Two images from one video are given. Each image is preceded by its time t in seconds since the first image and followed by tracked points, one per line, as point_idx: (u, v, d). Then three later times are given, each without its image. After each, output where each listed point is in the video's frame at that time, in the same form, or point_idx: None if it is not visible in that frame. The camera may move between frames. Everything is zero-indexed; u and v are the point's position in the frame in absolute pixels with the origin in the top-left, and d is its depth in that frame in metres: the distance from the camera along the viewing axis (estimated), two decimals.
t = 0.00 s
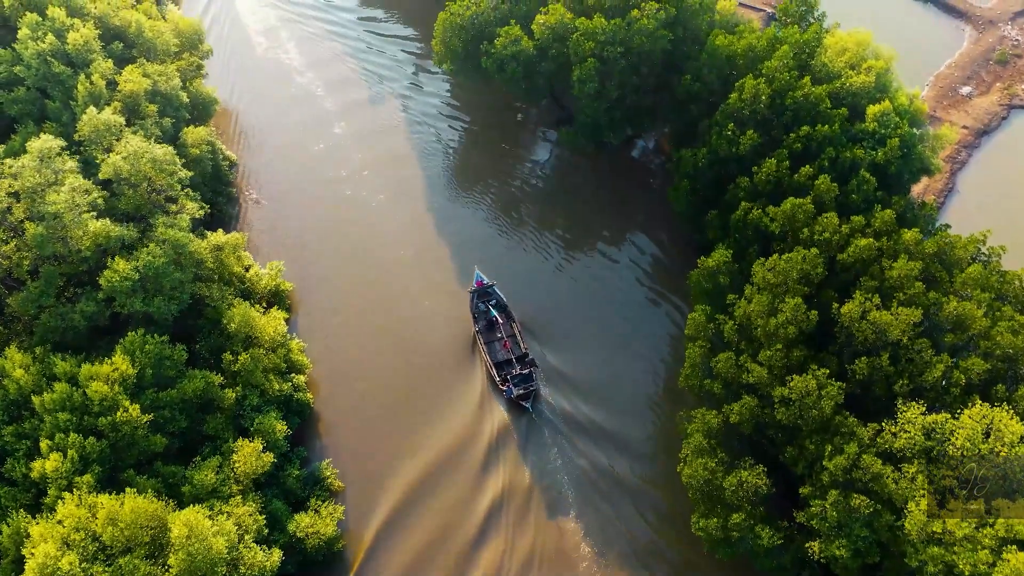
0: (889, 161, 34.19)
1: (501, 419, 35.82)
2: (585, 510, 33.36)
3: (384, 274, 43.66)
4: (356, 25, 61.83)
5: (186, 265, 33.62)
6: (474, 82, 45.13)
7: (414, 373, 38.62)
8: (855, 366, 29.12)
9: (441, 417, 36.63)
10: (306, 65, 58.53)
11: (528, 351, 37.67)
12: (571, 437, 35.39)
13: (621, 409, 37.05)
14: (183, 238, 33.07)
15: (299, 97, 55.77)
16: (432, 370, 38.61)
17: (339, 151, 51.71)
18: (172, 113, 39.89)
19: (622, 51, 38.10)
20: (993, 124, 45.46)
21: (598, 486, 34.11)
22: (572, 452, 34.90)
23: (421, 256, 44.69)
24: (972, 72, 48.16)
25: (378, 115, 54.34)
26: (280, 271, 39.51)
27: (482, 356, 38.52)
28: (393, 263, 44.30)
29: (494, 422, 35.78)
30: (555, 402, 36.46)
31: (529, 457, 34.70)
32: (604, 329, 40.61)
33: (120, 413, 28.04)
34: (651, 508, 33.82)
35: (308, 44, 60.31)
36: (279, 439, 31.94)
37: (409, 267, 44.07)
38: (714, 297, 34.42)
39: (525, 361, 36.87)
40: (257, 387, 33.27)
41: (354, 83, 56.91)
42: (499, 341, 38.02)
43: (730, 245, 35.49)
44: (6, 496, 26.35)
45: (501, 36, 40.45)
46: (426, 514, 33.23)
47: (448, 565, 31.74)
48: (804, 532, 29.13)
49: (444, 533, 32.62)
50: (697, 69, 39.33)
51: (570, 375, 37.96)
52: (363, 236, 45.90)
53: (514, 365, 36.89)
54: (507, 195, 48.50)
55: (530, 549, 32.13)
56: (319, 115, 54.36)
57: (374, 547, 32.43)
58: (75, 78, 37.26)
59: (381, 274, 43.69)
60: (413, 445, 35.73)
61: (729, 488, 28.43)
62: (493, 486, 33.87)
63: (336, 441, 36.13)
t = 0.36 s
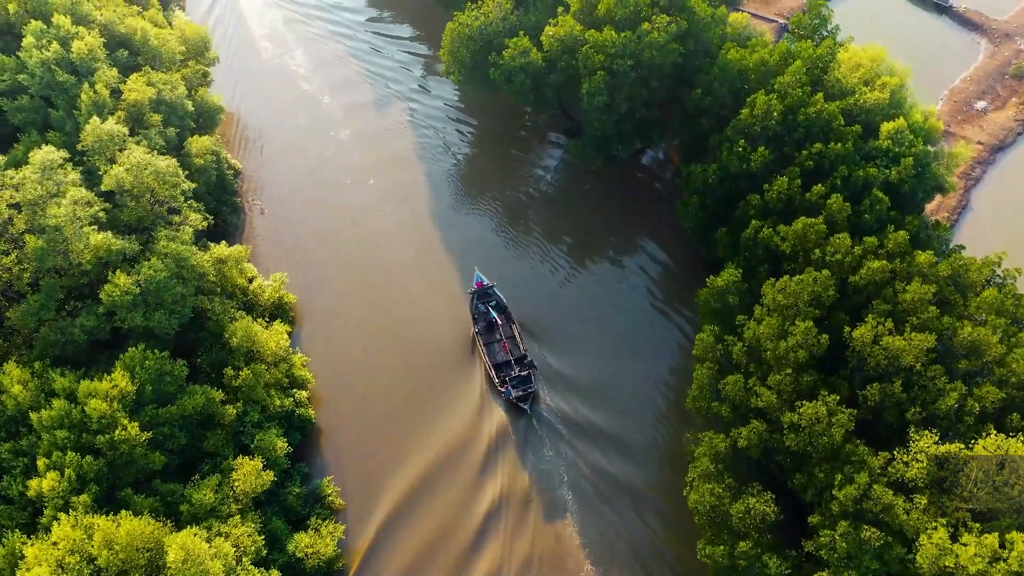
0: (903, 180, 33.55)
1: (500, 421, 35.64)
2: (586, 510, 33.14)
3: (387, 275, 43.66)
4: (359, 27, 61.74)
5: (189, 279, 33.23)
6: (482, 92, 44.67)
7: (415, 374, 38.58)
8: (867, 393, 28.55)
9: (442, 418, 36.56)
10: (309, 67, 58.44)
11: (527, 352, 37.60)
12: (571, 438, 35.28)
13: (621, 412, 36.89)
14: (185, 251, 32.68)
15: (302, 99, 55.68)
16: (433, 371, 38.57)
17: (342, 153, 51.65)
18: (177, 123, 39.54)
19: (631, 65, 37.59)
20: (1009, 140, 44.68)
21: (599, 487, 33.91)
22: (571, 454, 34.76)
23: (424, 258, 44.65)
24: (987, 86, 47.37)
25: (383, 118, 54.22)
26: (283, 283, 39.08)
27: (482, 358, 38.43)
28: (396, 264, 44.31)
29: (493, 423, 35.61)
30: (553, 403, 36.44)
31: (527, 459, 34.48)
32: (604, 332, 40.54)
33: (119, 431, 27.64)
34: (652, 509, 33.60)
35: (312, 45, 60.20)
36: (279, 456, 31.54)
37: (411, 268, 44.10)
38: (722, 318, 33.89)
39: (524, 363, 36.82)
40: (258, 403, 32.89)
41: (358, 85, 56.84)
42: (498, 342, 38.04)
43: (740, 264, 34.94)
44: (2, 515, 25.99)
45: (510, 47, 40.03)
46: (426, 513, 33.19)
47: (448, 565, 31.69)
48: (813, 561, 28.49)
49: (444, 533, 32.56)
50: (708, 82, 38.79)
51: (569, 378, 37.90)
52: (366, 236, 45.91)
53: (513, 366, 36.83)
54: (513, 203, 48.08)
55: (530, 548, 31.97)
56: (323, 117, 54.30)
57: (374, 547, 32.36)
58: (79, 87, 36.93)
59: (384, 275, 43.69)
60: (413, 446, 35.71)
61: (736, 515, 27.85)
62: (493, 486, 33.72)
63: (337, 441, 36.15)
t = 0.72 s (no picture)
0: (918, 200, 32.91)
1: (499, 423, 35.73)
2: (586, 513, 33.36)
3: (389, 275, 43.84)
4: (363, 26, 61.48)
5: (191, 293, 32.86)
6: (489, 102, 44.19)
7: (415, 375, 38.76)
8: (879, 420, 27.98)
9: (442, 419, 36.82)
10: (312, 66, 58.24)
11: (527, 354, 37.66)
12: (570, 441, 35.47)
13: (621, 415, 37.12)
14: (187, 265, 32.29)
15: (305, 97, 55.60)
16: (434, 372, 38.79)
17: (346, 152, 51.66)
18: (182, 132, 39.17)
19: (642, 78, 37.05)
20: None
21: (599, 490, 34.15)
22: (571, 456, 34.95)
23: (427, 258, 44.81)
24: (1003, 100, 46.34)
25: (386, 117, 54.02)
26: (287, 295, 38.69)
27: (482, 359, 38.57)
28: (398, 265, 44.44)
29: (491, 427, 35.71)
30: (552, 405, 36.62)
31: (525, 461, 34.62)
32: (604, 336, 40.69)
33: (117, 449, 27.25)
34: (649, 510, 33.93)
35: (316, 44, 60.00)
36: (279, 474, 31.14)
37: (413, 268, 44.26)
38: (731, 338, 33.34)
39: (524, 364, 36.86)
40: (259, 419, 32.51)
41: (361, 84, 56.64)
42: (498, 344, 38.05)
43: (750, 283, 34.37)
44: None
45: (519, 59, 39.57)
46: (426, 513, 33.56)
47: (447, 565, 32.11)
48: None
49: (444, 533, 32.95)
50: (719, 97, 38.29)
51: (570, 380, 38.08)
52: (369, 236, 46.08)
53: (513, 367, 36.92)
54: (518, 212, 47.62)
55: (530, 548, 32.34)
56: (326, 115, 54.22)
57: (374, 547, 32.73)
58: (84, 96, 36.60)
59: (387, 274, 43.87)
60: (413, 445, 36.01)
61: (744, 543, 27.26)
62: (493, 486, 34.04)
63: (338, 441, 36.41)
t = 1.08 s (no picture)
0: (932, 221, 32.24)
1: (498, 427, 35.68)
2: (587, 516, 33.23)
3: (392, 276, 43.83)
4: (368, 27, 61.25)
5: (193, 307, 32.50)
6: (497, 113, 43.72)
7: (417, 378, 38.72)
8: (891, 449, 27.39)
9: (442, 420, 36.81)
10: (317, 67, 58.08)
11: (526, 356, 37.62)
12: (570, 445, 35.43)
13: (622, 419, 37.09)
14: (189, 279, 31.91)
15: (309, 99, 55.51)
16: (435, 374, 38.78)
17: (350, 153, 51.62)
18: (187, 143, 38.82)
19: (652, 93, 36.56)
20: None
21: (599, 493, 34.09)
22: (571, 459, 34.89)
23: (430, 259, 44.76)
24: (1020, 116, 45.47)
25: (391, 119, 53.87)
26: (290, 307, 38.26)
27: (481, 360, 38.55)
28: (402, 266, 44.40)
29: (490, 433, 35.55)
30: (550, 407, 36.67)
31: (524, 464, 34.50)
32: (605, 340, 40.63)
33: (115, 469, 26.88)
34: (646, 511, 33.97)
35: (321, 45, 59.82)
36: (280, 492, 30.68)
37: (415, 269, 44.22)
38: (739, 360, 32.78)
39: (523, 366, 36.80)
40: (261, 436, 32.07)
41: (365, 86, 56.48)
42: (498, 345, 37.94)
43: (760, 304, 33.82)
44: None
45: (528, 71, 39.09)
46: (427, 514, 33.50)
47: (447, 566, 31.98)
48: None
49: (444, 533, 32.86)
50: (731, 112, 37.78)
51: (570, 384, 38.00)
52: (373, 236, 46.05)
53: (512, 369, 36.86)
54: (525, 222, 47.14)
55: (530, 548, 32.18)
56: (330, 116, 54.13)
57: (375, 547, 32.62)
58: (88, 105, 36.28)
59: (390, 275, 43.84)
60: (414, 446, 36.00)
61: (751, 573, 26.69)
62: (492, 488, 33.92)
63: (340, 441, 36.41)
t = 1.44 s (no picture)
0: (948, 243, 31.51)
1: (496, 428, 35.67)
2: (588, 520, 33.23)
3: (395, 276, 43.87)
4: (370, 26, 61.07)
5: (195, 322, 32.12)
6: (505, 124, 43.25)
7: (416, 378, 38.79)
8: (902, 479, 26.78)
9: (442, 420, 36.85)
10: (320, 67, 57.99)
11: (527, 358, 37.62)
12: (570, 448, 35.39)
13: (622, 422, 37.06)
14: (191, 294, 31.52)
15: (313, 99, 55.49)
16: (435, 374, 38.80)
17: (353, 153, 51.68)
18: (191, 153, 38.46)
19: (663, 108, 36.05)
20: None
21: (600, 497, 34.07)
22: (571, 462, 34.88)
23: (431, 260, 44.76)
24: None
25: (394, 120, 53.82)
26: (294, 320, 37.86)
27: (481, 360, 38.52)
28: (404, 266, 44.42)
29: (489, 433, 35.58)
30: (548, 408, 36.62)
31: (523, 464, 34.53)
32: (606, 345, 40.61)
33: (113, 489, 26.51)
34: (644, 510, 34.13)
35: (324, 45, 59.70)
36: (280, 511, 30.23)
37: (417, 269, 44.25)
38: (748, 382, 32.24)
39: (523, 368, 36.76)
40: (261, 453, 31.61)
41: (368, 86, 56.41)
42: (498, 346, 37.95)
43: (770, 325, 33.25)
44: None
45: (536, 84, 38.59)
46: (426, 515, 33.59)
47: (448, 565, 32.11)
48: None
49: (444, 533, 32.95)
50: (742, 128, 37.25)
51: (570, 388, 37.94)
52: (376, 237, 46.10)
53: (512, 371, 36.83)
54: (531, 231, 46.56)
55: (531, 549, 32.25)
56: (334, 117, 54.16)
57: (376, 548, 32.74)
58: (93, 114, 35.95)
59: (391, 275, 43.88)
60: (415, 447, 36.09)
61: None
62: (492, 488, 33.96)
63: (341, 442, 36.59)
